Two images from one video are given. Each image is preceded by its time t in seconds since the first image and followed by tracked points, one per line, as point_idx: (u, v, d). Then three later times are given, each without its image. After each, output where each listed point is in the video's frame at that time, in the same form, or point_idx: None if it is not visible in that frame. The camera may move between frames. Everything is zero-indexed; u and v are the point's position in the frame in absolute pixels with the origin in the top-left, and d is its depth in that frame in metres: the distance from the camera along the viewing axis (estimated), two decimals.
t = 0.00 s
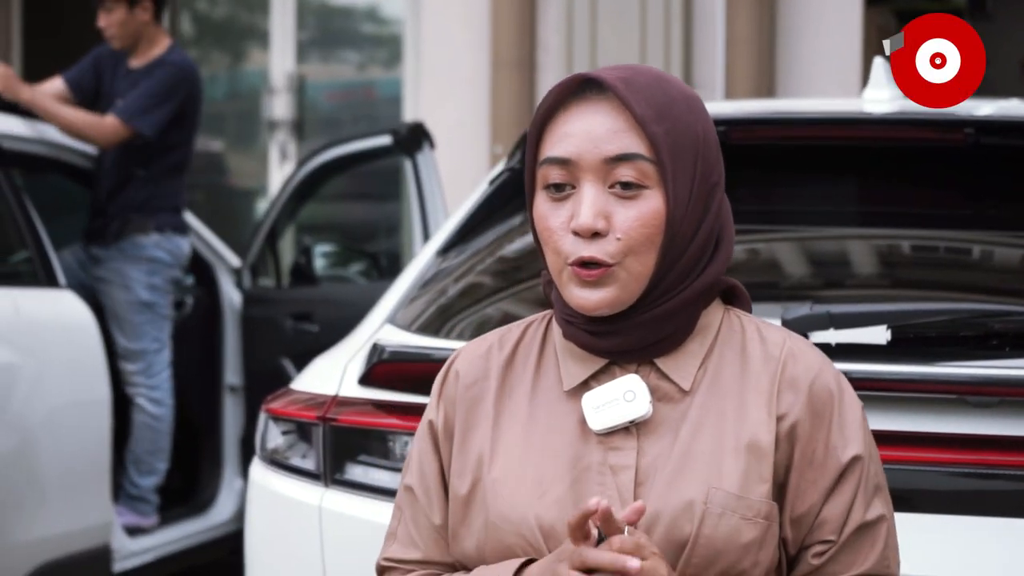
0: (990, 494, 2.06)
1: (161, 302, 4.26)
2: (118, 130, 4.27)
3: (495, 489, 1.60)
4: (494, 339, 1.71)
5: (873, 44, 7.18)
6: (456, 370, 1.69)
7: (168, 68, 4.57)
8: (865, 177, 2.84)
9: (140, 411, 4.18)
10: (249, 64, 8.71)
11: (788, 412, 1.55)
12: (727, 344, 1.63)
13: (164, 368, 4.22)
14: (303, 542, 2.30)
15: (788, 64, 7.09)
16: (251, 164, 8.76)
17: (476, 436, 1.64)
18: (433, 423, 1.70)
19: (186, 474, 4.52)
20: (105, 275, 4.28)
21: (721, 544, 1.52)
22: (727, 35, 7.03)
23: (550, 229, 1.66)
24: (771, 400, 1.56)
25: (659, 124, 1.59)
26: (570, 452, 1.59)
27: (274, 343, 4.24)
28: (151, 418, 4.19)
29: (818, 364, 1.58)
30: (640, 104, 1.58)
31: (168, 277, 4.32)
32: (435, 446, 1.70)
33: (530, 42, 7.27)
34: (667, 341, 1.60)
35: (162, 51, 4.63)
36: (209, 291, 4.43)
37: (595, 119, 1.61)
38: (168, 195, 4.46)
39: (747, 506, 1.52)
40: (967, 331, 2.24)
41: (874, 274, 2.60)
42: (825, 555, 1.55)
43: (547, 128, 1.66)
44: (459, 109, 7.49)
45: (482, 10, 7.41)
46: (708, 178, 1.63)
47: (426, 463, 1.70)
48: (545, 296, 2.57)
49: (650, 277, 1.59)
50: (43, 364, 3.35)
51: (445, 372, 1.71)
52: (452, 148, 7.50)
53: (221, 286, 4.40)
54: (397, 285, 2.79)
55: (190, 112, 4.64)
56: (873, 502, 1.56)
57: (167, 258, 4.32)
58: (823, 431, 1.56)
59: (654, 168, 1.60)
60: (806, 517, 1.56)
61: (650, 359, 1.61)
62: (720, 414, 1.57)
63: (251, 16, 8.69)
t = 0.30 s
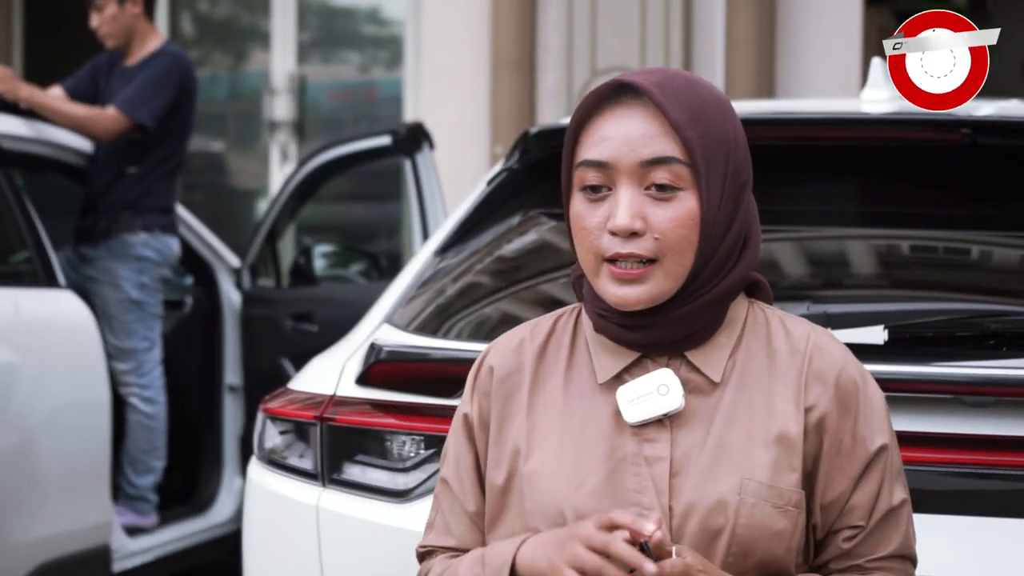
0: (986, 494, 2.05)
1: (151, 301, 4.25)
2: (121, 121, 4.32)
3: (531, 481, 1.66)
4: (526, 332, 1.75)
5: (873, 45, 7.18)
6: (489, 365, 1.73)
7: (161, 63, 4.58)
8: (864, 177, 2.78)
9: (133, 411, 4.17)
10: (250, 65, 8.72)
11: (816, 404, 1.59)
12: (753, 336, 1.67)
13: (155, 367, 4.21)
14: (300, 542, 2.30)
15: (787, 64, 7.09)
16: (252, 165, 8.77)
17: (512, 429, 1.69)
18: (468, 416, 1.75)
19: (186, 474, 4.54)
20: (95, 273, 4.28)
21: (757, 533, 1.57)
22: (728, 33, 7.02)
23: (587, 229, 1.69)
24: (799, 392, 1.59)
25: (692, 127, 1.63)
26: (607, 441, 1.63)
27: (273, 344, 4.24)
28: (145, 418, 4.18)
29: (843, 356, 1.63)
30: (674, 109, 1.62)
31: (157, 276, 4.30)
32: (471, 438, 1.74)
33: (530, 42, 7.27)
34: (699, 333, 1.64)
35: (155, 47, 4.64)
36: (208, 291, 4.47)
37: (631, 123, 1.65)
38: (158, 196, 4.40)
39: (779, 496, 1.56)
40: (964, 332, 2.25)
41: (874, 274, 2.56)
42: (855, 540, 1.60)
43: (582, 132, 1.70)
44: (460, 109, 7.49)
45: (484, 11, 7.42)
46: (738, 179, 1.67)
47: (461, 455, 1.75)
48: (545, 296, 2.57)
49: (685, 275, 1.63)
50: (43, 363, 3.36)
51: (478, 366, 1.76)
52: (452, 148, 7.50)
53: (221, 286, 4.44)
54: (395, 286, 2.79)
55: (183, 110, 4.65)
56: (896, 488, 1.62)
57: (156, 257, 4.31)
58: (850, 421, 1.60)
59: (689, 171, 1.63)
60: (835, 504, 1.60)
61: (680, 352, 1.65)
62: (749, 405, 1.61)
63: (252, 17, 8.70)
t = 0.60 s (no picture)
0: (981, 494, 2.04)
1: (141, 301, 4.24)
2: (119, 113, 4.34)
3: (554, 469, 1.71)
4: (544, 326, 1.80)
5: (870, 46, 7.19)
6: (508, 356, 1.79)
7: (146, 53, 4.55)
8: (860, 177, 2.76)
9: (123, 412, 4.16)
10: (248, 65, 8.71)
11: (829, 401, 1.66)
12: (767, 336, 1.74)
13: (143, 367, 4.20)
14: (295, 542, 2.30)
15: (783, 64, 7.10)
16: (248, 165, 8.77)
17: (532, 417, 1.74)
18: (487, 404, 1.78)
19: (181, 474, 4.54)
20: (88, 272, 4.27)
21: (777, 524, 1.63)
22: (725, 33, 7.02)
23: (614, 229, 1.75)
24: (814, 390, 1.66)
25: (721, 135, 1.70)
26: (628, 432, 1.70)
27: (269, 344, 4.24)
28: (136, 418, 4.18)
29: (854, 356, 1.70)
30: (705, 118, 1.69)
31: (148, 278, 4.30)
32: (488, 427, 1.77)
33: (527, 43, 7.27)
34: (717, 333, 1.71)
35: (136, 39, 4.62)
36: (204, 290, 4.46)
37: (662, 130, 1.71)
38: (150, 193, 4.39)
39: (798, 488, 1.63)
40: (958, 332, 2.25)
41: (869, 275, 2.53)
42: (865, 531, 1.68)
43: (612, 134, 1.76)
44: (458, 110, 7.49)
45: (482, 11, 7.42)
46: (759, 186, 1.75)
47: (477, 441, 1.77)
48: (539, 296, 2.55)
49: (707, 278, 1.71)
50: (41, 362, 3.36)
51: (495, 358, 1.81)
52: (450, 149, 7.50)
53: (217, 286, 4.43)
54: (388, 286, 2.79)
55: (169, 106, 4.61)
56: (902, 482, 1.70)
57: (147, 258, 4.31)
58: (861, 418, 1.67)
59: (716, 178, 1.71)
60: (847, 497, 1.67)
61: (698, 350, 1.72)
62: (765, 401, 1.68)
63: (250, 17, 8.69)
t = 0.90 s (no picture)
0: (976, 493, 2.04)
1: (131, 302, 4.24)
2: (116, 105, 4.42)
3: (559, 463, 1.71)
4: (549, 323, 1.81)
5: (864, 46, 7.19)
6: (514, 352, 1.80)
7: (116, 48, 4.55)
8: (859, 176, 2.75)
9: (115, 413, 4.16)
10: (242, 65, 8.71)
11: (829, 397, 1.67)
12: (766, 333, 1.75)
13: (133, 367, 4.20)
14: (288, 541, 2.29)
15: (777, 65, 7.11)
16: (242, 165, 8.75)
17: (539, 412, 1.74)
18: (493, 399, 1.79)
19: (176, 474, 4.54)
20: (79, 272, 4.28)
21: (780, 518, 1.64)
22: (718, 33, 7.03)
23: (615, 222, 1.75)
24: (814, 386, 1.67)
25: (721, 131, 1.70)
26: (632, 425, 1.70)
27: (263, 344, 4.24)
28: (127, 418, 4.18)
29: (852, 353, 1.71)
30: (706, 112, 1.70)
31: (137, 278, 4.29)
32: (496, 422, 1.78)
33: (521, 43, 7.27)
34: (717, 329, 1.72)
35: (103, 37, 4.65)
36: (196, 290, 4.45)
37: (664, 125, 1.72)
38: (139, 186, 4.41)
39: (800, 481, 1.64)
40: (949, 332, 2.26)
41: (863, 275, 2.53)
42: (864, 525, 1.69)
43: (615, 131, 1.77)
44: (452, 110, 7.49)
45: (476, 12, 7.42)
46: (759, 185, 1.75)
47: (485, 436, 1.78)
48: (533, 295, 2.56)
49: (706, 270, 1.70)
50: (36, 360, 3.36)
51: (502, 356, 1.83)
52: (444, 149, 7.51)
53: (210, 286, 4.42)
54: (380, 288, 2.79)
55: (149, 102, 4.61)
56: (899, 479, 1.71)
57: (137, 258, 4.31)
58: (860, 413, 1.68)
59: (716, 172, 1.71)
60: (848, 491, 1.68)
61: (699, 345, 1.73)
62: (766, 396, 1.69)
63: (244, 18, 8.70)
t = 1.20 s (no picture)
0: (969, 492, 2.04)
1: (126, 302, 4.23)
2: (111, 106, 4.38)
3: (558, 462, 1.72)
4: (551, 323, 1.81)
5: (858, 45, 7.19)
6: (517, 351, 1.79)
7: (104, 48, 4.53)
8: (852, 172, 2.76)
9: (108, 413, 4.15)
10: (235, 66, 8.71)
11: (824, 395, 1.67)
12: (765, 331, 1.74)
13: (129, 367, 4.19)
14: (282, 541, 2.29)
15: (770, 64, 7.11)
16: (236, 166, 8.75)
17: (539, 412, 1.75)
18: (494, 399, 1.80)
19: (170, 475, 4.54)
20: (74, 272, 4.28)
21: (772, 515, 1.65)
22: (712, 32, 7.03)
23: (612, 215, 1.76)
24: (810, 383, 1.67)
25: (717, 126, 1.71)
26: (630, 425, 1.70)
27: (257, 345, 4.23)
28: (121, 418, 4.17)
29: (849, 353, 1.71)
30: (700, 106, 1.70)
31: (133, 278, 4.28)
32: (498, 424, 1.79)
33: (515, 43, 7.28)
34: (713, 326, 1.71)
35: (93, 39, 4.60)
36: (191, 291, 4.45)
37: (660, 118, 1.73)
38: (131, 187, 4.39)
39: (791, 478, 1.64)
40: (943, 332, 2.25)
41: (856, 275, 2.53)
42: (855, 525, 1.69)
43: (614, 125, 1.78)
44: (446, 110, 7.49)
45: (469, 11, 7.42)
46: (757, 183, 1.74)
47: (486, 435, 1.80)
48: (525, 295, 2.55)
49: (701, 263, 1.70)
50: (27, 360, 3.35)
51: (506, 351, 1.81)
52: (437, 150, 7.50)
53: (203, 286, 4.41)
54: (374, 288, 2.78)
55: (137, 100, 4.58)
56: (894, 481, 1.70)
57: (133, 258, 4.30)
58: (854, 412, 1.68)
59: (710, 165, 1.71)
60: (838, 490, 1.68)
61: (697, 343, 1.73)
62: (762, 394, 1.68)
63: (238, 18, 8.70)
